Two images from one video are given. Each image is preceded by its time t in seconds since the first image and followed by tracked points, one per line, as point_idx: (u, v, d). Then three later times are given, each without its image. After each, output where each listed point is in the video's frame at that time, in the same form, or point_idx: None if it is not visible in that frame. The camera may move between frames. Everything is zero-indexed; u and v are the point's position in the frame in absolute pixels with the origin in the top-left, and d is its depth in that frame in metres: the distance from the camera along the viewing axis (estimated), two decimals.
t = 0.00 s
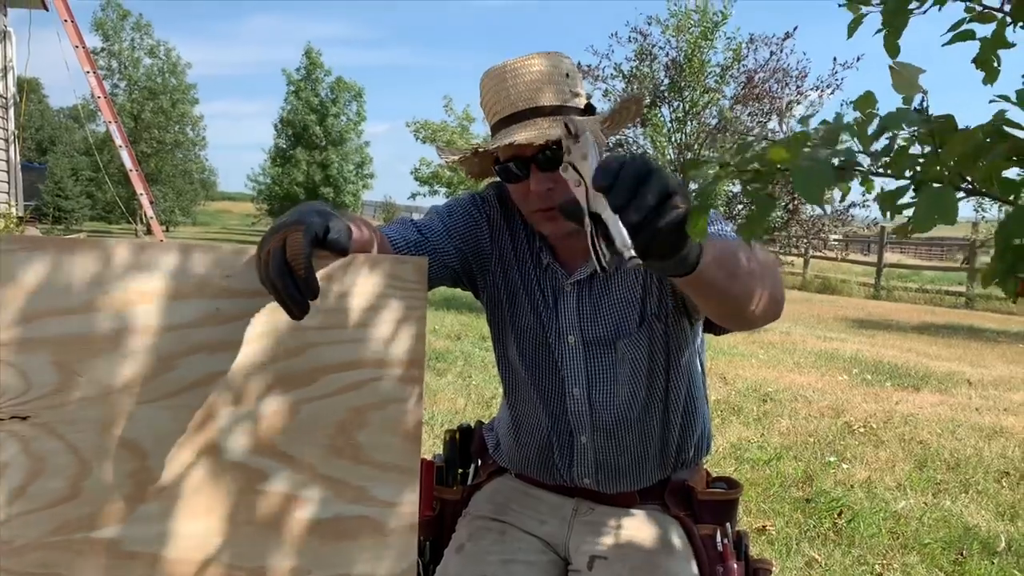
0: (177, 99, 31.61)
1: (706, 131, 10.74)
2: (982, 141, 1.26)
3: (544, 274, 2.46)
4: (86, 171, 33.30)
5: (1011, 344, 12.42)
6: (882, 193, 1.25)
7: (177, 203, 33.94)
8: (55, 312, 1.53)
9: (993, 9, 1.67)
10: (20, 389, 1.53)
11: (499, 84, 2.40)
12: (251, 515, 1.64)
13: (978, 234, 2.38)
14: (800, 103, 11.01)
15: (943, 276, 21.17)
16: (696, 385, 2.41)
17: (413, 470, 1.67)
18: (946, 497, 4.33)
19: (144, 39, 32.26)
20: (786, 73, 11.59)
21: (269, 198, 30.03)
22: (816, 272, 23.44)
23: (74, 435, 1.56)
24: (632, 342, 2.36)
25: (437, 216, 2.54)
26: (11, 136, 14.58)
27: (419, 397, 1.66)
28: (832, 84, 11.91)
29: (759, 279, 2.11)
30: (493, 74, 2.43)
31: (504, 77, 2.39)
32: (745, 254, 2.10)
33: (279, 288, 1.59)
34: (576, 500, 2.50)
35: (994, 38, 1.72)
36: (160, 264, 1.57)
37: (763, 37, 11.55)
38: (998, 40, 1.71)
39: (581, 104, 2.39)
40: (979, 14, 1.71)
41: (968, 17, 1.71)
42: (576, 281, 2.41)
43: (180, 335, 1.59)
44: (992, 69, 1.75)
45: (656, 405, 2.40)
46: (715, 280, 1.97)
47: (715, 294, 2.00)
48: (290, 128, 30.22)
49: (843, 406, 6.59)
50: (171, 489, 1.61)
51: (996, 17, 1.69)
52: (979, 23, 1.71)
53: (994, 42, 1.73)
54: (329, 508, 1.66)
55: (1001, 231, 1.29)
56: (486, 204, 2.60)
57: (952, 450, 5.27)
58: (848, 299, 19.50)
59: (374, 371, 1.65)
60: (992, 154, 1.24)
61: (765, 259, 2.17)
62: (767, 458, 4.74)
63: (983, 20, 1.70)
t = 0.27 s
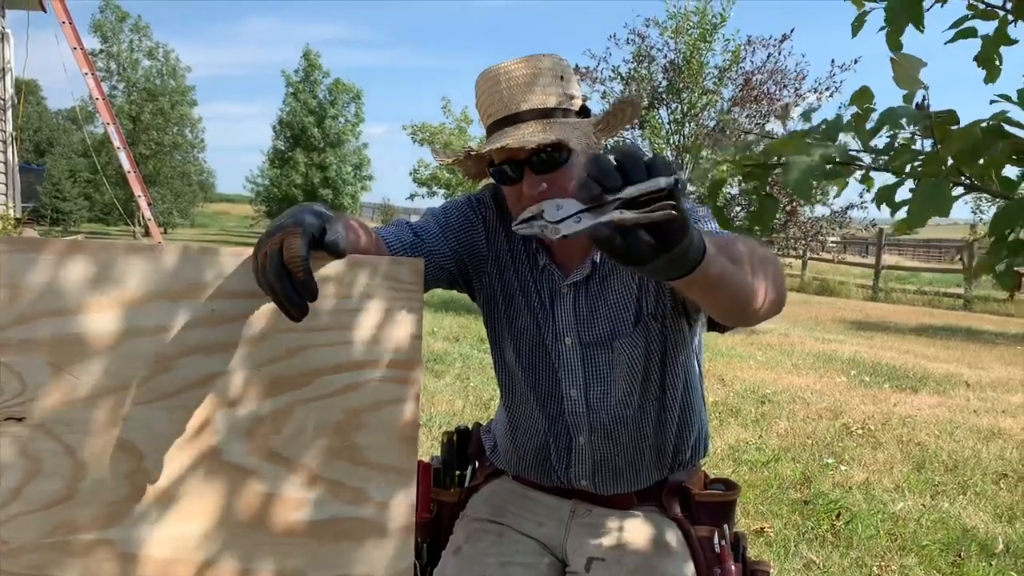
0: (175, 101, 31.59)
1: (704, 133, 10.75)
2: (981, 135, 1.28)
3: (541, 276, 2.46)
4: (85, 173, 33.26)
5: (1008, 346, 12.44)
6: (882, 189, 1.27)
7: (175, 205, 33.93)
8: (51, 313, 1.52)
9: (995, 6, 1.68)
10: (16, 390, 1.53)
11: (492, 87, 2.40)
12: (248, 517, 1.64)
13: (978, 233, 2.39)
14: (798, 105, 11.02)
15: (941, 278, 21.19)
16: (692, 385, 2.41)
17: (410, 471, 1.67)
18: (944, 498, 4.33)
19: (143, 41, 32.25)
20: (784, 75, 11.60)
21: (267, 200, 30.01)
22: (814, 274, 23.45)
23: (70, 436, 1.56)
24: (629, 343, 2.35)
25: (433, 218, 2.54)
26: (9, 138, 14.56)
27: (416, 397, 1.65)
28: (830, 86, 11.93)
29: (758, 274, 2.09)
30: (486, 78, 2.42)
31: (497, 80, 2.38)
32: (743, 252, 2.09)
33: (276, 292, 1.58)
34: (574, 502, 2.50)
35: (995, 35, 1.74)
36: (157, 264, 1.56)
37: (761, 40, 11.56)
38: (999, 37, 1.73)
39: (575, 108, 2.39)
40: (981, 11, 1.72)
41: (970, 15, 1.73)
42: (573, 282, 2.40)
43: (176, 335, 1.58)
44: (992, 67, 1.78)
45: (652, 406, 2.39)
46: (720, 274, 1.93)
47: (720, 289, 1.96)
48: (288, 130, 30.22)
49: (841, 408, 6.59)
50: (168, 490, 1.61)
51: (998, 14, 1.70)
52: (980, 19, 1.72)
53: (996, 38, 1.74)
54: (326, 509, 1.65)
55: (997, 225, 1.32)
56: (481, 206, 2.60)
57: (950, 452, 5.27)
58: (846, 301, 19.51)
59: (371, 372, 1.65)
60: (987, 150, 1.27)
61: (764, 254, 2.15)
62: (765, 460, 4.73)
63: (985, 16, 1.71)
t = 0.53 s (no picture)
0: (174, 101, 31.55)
1: (703, 134, 10.75)
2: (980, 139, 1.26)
3: (537, 276, 2.46)
4: (83, 172, 33.23)
5: (1006, 347, 12.45)
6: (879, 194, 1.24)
7: (174, 205, 33.91)
8: (49, 313, 1.52)
9: (994, 6, 1.68)
10: (13, 390, 1.52)
11: (489, 86, 2.39)
12: (246, 517, 1.63)
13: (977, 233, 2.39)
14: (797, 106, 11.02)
15: (939, 279, 21.21)
16: (689, 384, 2.41)
17: (408, 471, 1.67)
18: (942, 499, 4.33)
19: (141, 41, 32.21)
20: (783, 75, 11.60)
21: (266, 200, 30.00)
22: (812, 275, 23.46)
23: (67, 436, 1.55)
24: (626, 343, 2.35)
25: (431, 218, 2.53)
26: (8, 137, 14.54)
27: (413, 397, 1.65)
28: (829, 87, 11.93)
29: (752, 271, 2.10)
30: (483, 76, 2.42)
31: (493, 79, 2.38)
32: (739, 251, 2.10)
33: (275, 294, 1.59)
34: (571, 502, 2.49)
35: (995, 34, 1.73)
36: (154, 263, 1.56)
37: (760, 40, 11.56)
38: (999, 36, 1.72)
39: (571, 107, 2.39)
40: (980, 11, 1.71)
41: (969, 13, 1.72)
42: (569, 282, 2.40)
43: (174, 335, 1.58)
44: (993, 64, 1.76)
45: (649, 405, 2.39)
46: (708, 266, 1.92)
47: (708, 282, 1.95)
48: (287, 130, 30.21)
49: (839, 409, 6.60)
50: (165, 490, 1.60)
51: (997, 14, 1.70)
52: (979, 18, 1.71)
53: (995, 37, 1.73)
54: (324, 509, 1.65)
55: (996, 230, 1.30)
56: (478, 206, 2.60)
57: (947, 452, 5.27)
58: (844, 302, 19.53)
59: (369, 371, 1.65)
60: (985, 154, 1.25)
61: (757, 251, 2.15)
62: (764, 460, 4.73)
63: (983, 16, 1.71)
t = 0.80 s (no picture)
0: (173, 98, 31.52)
1: (703, 132, 10.75)
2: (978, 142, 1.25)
3: (537, 274, 2.46)
4: (83, 169, 33.23)
5: (1005, 345, 12.46)
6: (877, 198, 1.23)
7: (173, 202, 33.91)
8: (49, 309, 1.52)
9: (993, 7, 1.67)
10: (12, 386, 1.52)
11: (490, 83, 2.39)
12: (246, 514, 1.63)
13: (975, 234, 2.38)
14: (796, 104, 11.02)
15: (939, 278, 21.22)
16: (688, 381, 2.41)
17: (408, 469, 1.67)
18: (941, 497, 4.33)
19: (140, 38, 32.20)
20: (783, 73, 11.60)
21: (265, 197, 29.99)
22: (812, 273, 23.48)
23: (66, 433, 1.55)
24: (626, 341, 2.36)
25: (431, 216, 2.52)
26: (8, 134, 14.55)
27: (414, 395, 1.65)
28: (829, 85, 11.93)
29: (753, 268, 2.10)
30: (484, 74, 2.42)
31: (494, 77, 2.38)
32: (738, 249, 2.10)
33: (280, 290, 1.58)
34: (570, 499, 2.49)
35: (993, 36, 1.73)
36: (155, 260, 1.56)
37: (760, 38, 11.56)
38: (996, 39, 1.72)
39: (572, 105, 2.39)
40: (978, 13, 1.71)
41: (968, 15, 1.72)
42: (569, 280, 2.40)
43: (174, 332, 1.58)
44: (991, 68, 1.75)
45: (649, 403, 2.39)
46: (702, 263, 1.95)
47: (703, 280, 1.97)
48: (286, 127, 30.21)
49: (838, 407, 6.60)
50: (165, 487, 1.60)
51: (996, 15, 1.70)
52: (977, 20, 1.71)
53: (994, 39, 1.73)
54: (324, 506, 1.66)
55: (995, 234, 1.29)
56: (478, 204, 2.59)
57: (946, 451, 5.28)
58: (843, 300, 19.55)
59: (368, 369, 1.65)
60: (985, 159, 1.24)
61: (755, 250, 2.14)
62: (762, 458, 4.74)
63: (982, 18, 1.71)
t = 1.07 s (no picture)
0: (173, 92, 31.45)
1: (704, 128, 10.73)
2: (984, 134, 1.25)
3: (539, 270, 2.45)
4: (83, 163, 33.18)
5: (1005, 343, 12.46)
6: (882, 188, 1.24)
7: (173, 197, 33.86)
8: (51, 303, 1.51)
9: (999, 4, 1.67)
10: (14, 382, 1.51)
11: (490, 82, 2.38)
12: (250, 510, 1.64)
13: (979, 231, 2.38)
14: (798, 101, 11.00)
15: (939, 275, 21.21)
16: (691, 378, 2.41)
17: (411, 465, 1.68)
18: (941, 495, 4.34)
19: (140, 32, 32.12)
20: (785, 70, 11.58)
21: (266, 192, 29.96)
22: (812, 270, 23.47)
23: (68, 429, 1.54)
24: (628, 337, 2.35)
25: (436, 210, 2.51)
26: (8, 128, 14.50)
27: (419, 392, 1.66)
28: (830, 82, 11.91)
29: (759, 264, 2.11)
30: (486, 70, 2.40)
31: (494, 76, 2.37)
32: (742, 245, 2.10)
33: (288, 288, 1.57)
34: (571, 496, 2.50)
35: (999, 32, 1.72)
36: (158, 256, 1.55)
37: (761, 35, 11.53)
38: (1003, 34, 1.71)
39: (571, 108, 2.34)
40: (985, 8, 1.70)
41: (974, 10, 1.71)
42: (570, 276, 2.39)
43: (177, 329, 1.57)
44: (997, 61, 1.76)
45: (652, 399, 2.39)
46: (714, 264, 1.92)
47: (714, 281, 1.95)
48: (287, 122, 30.17)
49: (838, 404, 6.60)
50: (168, 484, 1.60)
51: (1002, 11, 1.69)
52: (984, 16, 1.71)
53: (1000, 34, 1.73)
54: (328, 503, 1.66)
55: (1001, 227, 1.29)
56: (483, 198, 2.59)
57: (946, 448, 5.28)
58: (844, 298, 19.54)
59: (373, 365, 1.65)
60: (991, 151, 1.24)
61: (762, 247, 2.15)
62: (763, 455, 4.74)
63: (988, 14, 1.70)
